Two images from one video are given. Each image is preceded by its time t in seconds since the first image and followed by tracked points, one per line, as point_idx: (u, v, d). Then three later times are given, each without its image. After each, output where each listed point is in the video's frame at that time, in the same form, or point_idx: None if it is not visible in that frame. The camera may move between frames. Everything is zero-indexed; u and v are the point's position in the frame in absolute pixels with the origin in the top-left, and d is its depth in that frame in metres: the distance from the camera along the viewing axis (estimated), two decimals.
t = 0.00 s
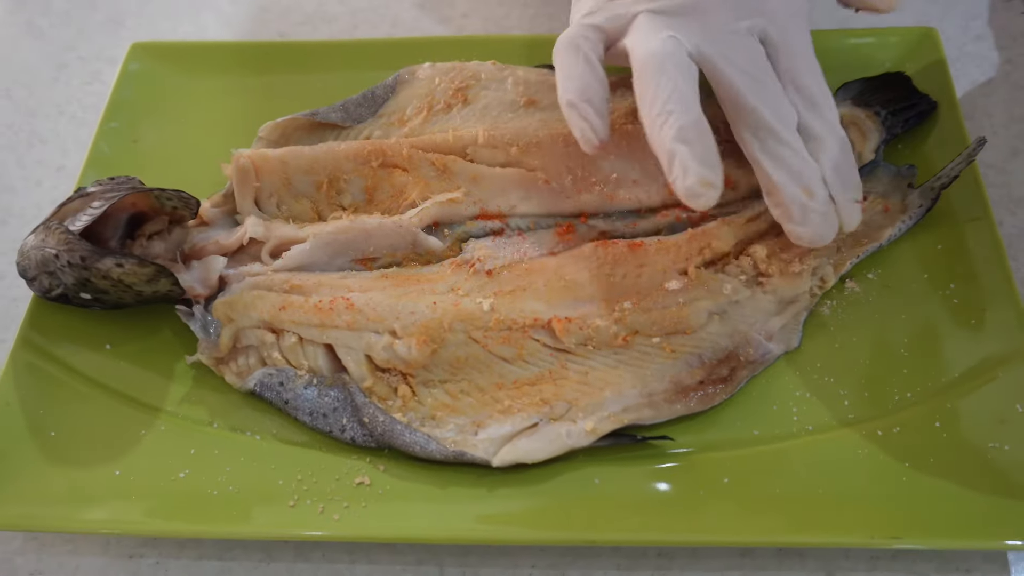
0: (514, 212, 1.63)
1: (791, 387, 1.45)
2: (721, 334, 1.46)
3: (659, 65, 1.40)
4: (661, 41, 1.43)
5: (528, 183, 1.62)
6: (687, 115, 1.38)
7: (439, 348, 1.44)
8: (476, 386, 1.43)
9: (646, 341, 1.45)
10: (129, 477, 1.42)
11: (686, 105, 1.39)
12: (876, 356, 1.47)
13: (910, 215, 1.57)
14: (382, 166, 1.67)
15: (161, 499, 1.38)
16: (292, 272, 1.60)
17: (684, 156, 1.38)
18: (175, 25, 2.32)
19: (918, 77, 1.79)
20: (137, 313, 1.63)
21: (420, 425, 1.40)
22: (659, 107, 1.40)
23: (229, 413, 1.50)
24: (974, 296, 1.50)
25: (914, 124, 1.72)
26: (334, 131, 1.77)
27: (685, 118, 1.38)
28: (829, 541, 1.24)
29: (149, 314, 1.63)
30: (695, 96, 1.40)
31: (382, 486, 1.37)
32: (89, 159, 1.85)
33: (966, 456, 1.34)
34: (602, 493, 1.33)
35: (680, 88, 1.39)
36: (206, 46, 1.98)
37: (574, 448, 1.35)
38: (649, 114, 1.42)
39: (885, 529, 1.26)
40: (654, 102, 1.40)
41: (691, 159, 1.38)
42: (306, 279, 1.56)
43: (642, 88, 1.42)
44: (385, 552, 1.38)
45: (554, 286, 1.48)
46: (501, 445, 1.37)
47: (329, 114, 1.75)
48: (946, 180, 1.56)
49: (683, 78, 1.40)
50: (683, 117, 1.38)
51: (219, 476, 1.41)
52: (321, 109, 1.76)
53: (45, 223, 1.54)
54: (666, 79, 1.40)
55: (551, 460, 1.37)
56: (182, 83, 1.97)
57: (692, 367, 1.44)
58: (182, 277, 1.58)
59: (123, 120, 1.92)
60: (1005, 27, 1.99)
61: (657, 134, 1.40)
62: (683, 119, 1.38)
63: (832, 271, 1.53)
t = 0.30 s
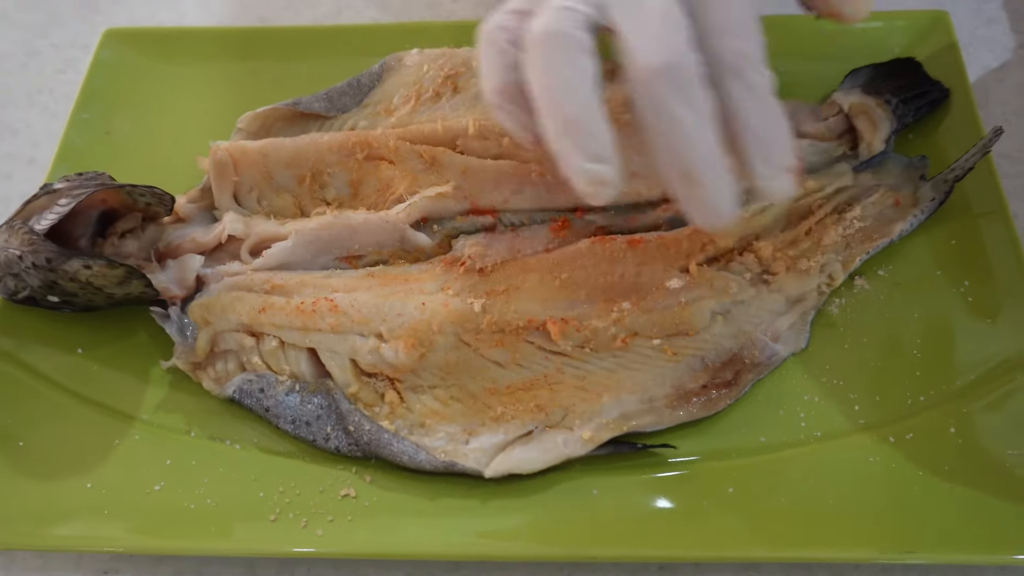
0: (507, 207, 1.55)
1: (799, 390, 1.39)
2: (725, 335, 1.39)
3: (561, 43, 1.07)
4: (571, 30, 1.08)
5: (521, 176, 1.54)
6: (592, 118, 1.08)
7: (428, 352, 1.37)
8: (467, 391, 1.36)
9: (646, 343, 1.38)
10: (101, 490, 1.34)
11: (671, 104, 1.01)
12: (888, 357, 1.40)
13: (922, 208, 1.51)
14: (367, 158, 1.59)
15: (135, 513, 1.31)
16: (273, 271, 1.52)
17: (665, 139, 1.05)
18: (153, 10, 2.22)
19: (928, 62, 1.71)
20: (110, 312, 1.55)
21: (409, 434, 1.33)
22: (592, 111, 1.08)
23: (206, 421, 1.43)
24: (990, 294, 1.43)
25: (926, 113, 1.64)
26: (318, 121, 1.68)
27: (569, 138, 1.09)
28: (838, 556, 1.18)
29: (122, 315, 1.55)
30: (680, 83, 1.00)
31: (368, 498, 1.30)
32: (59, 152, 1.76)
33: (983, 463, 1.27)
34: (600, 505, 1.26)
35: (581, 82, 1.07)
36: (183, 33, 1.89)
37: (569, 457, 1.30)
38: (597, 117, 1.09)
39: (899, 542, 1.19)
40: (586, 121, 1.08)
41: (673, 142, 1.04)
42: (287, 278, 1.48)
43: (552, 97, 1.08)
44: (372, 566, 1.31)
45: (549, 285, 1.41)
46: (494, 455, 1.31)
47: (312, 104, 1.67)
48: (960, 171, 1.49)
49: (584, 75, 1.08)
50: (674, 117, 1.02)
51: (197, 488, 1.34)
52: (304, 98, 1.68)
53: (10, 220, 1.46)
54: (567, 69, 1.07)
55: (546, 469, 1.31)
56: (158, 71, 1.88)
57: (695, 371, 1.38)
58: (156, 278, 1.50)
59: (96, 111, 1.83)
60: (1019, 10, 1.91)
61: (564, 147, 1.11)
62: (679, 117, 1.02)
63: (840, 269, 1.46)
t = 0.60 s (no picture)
0: (504, 198, 1.48)
1: (809, 390, 1.33)
2: (733, 333, 1.34)
3: (466, 35, 1.07)
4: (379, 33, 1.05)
5: (518, 166, 1.47)
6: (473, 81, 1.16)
7: (421, 353, 1.31)
8: (462, 393, 1.31)
9: (648, 341, 1.33)
10: (81, 498, 1.29)
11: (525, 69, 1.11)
12: (902, 355, 1.35)
13: (937, 198, 1.44)
14: (357, 148, 1.52)
15: (116, 521, 1.26)
16: (260, 268, 1.45)
17: (536, 89, 1.15)
18: None
19: (944, 44, 1.64)
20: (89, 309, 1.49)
21: (402, 438, 1.29)
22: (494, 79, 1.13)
23: (190, 424, 1.39)
24: (1009, 288, 1.37)
25: (943, 97, 1.57)
26: (305, 110, 1.62)
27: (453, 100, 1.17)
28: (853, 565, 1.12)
29: (102, 313, 1.49)
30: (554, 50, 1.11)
31: (360, 506, 1.26)
32: (36, 142, 1.68)
33: (1004, 467, 1.21)
34: (602, 511, 1.22)
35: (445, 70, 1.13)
36: (166, 17, 1.81)
37: (570, 463, 1.24)
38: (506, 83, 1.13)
39: (913, 551, 1.14)
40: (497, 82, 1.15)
41: (547, 87, 1.15)
42: (275, 275, 1.42)
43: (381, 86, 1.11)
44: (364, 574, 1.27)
45: (547, 280, 1.35)
46: (491, 460, 1.26)
47: (300, 92, 1.61)
48: (978, 159, 1.43)
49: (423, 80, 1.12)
50: (548, 77, 1.13)
51: (181, 496, 1.29)
52: (291, 85, 1.62)
53: None
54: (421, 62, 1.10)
55: (546, 475, 1.26)
56: (139, 56, 1.80)
57: (701, 371, 1.32)
58: (137, 275, 1.44)
59: (74, 98, 1.75)
60: None
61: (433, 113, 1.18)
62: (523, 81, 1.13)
63: (852, 262, 1.40)
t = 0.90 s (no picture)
0: (494, 192, 1.43)
1: (809, 393, 1.32)
2: (732, 333, 1.30)
3: (496, 21, 1.22)
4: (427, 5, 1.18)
5: (510, 160, 1.43)
6: (478, 92, 1.31)
7: (408, 355, 1.27)
8: (451, 396, 1.27)
9: (644, 342, 1.29)
10: (55, 505, 1.26)
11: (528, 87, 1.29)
12: (905, 355, 1.32)
13: (943, 192, 1.40)
14: (342, 141, 1.46)
15: (90, 529, 1.23)
16: (241, 265, 1.41)
17: (522, 110, 1.33)
18: None
19: (949, 32, 1.58)
20: (64, 309, 1.45)
21: (390, 443, 1.26)
22: (496, 85, 1.29)
23: (169, 428, 1.36)
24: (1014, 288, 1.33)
25: (947, 88, 1.52)
26: (289, 100, 1.56)
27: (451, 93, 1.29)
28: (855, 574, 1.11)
29: (77, 313, 1.45)
30: (546, 92, 1.35)
31: (345, 514, 1.24)
32: (9, 134, 1.62)
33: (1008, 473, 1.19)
34: (597, 519, 1.21)
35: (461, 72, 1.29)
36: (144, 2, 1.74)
37: (563, 469, 1.23)
38: (501, 87, 1.29)
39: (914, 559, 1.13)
40: (492, 85, 1.29)
41: (528, 114, 1.34)
42: (255, 273, 1.38)
43: (413, 70, 1.24)
44: None
45: (540, 278, 1.30)
46: (481, 466, 1.24)
47: (283, 81, 1.54)
48: (984, 152, 1.38)
49: (442, 68, 1.24)
50: (536, 96, 1.31)
51: (160, 503, 1.26)
52: (274, 74, 1.55)
53: None
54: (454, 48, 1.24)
55: (539, 481, 1.25)
56: (118, 45, 1.73)
57: (698, 373, 1.29)
58: (113, 273, 1.40)
59: (50, 88, 1.68)
60: None
61: (432, 112, 1.31)
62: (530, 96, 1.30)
63: (855, 259, 1.36)
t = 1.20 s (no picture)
0: (497, 190, 1.40)
1: (822, 395, 1.35)
2: (741, 335, 1.31)
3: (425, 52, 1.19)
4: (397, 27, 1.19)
5: (512, 157, 1.41)
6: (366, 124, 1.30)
7: (410, 358, 1.25)
8: (455, 400, 1.26)
9: (651, 344, 1.29)
10: (49, 511, 1.27)
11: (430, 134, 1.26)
12: (919, 357, 1.35)
13: (955, 190, 1.39)
14: (341, 137, 1.44)
15: (88, 538, 1.24)
16: (238, 265, 1.38)
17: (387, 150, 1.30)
18: None
19: (963, 23, 1.54)
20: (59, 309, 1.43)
21: (393, 447, 1.26)
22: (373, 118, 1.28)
23: (164, 431, 1.37)
24: None
25: (962, 81, 1.49)
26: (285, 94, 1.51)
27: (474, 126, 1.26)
28: None
29: (71, 313, 1.43)
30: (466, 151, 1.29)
31: (345, 521, 1.26)
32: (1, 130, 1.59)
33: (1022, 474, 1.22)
34: (602, 526, 1.25)
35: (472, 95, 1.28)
36: None
37: (569, 473, 1.24)
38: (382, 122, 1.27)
39: (922, 564, 1.17)
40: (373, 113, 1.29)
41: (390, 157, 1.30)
42: (254, 273, 1.36)
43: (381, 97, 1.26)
44: None
45: (545, 281, 1.29)
46: (484, 471, 1.24)
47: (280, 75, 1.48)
48: (1000, 148, 1.37)
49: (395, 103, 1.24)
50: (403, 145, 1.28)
51: (156, 509, 1.28)
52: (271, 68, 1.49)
53: None
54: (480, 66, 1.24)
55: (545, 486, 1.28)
56: (112, 37, 1.69)
57: (706, 375, 1.30)
58: (107, 273, 1.37)
59: (43, 82, 1.64)
60: None
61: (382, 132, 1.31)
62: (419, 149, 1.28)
63: (867, 259, 1.35)
